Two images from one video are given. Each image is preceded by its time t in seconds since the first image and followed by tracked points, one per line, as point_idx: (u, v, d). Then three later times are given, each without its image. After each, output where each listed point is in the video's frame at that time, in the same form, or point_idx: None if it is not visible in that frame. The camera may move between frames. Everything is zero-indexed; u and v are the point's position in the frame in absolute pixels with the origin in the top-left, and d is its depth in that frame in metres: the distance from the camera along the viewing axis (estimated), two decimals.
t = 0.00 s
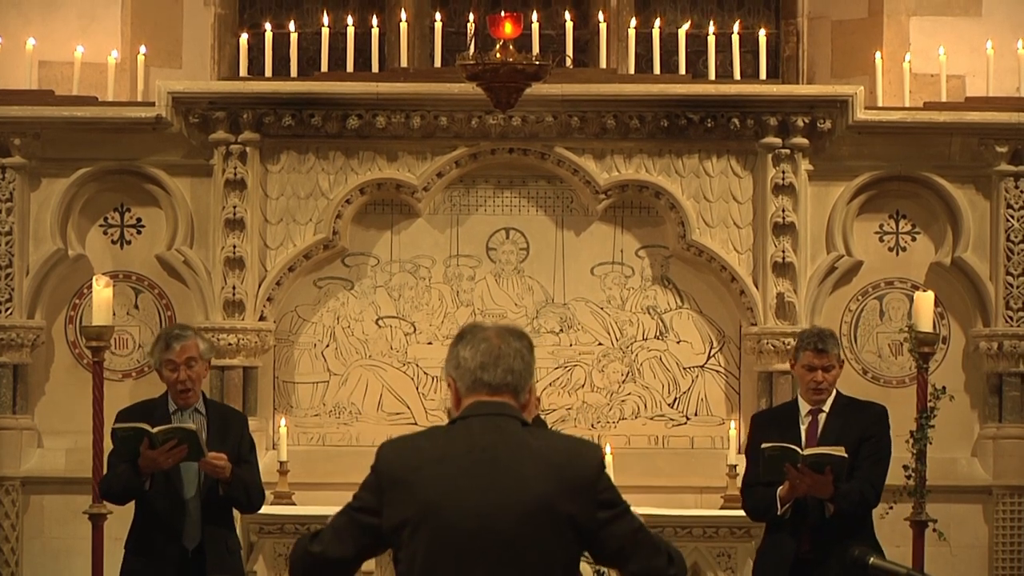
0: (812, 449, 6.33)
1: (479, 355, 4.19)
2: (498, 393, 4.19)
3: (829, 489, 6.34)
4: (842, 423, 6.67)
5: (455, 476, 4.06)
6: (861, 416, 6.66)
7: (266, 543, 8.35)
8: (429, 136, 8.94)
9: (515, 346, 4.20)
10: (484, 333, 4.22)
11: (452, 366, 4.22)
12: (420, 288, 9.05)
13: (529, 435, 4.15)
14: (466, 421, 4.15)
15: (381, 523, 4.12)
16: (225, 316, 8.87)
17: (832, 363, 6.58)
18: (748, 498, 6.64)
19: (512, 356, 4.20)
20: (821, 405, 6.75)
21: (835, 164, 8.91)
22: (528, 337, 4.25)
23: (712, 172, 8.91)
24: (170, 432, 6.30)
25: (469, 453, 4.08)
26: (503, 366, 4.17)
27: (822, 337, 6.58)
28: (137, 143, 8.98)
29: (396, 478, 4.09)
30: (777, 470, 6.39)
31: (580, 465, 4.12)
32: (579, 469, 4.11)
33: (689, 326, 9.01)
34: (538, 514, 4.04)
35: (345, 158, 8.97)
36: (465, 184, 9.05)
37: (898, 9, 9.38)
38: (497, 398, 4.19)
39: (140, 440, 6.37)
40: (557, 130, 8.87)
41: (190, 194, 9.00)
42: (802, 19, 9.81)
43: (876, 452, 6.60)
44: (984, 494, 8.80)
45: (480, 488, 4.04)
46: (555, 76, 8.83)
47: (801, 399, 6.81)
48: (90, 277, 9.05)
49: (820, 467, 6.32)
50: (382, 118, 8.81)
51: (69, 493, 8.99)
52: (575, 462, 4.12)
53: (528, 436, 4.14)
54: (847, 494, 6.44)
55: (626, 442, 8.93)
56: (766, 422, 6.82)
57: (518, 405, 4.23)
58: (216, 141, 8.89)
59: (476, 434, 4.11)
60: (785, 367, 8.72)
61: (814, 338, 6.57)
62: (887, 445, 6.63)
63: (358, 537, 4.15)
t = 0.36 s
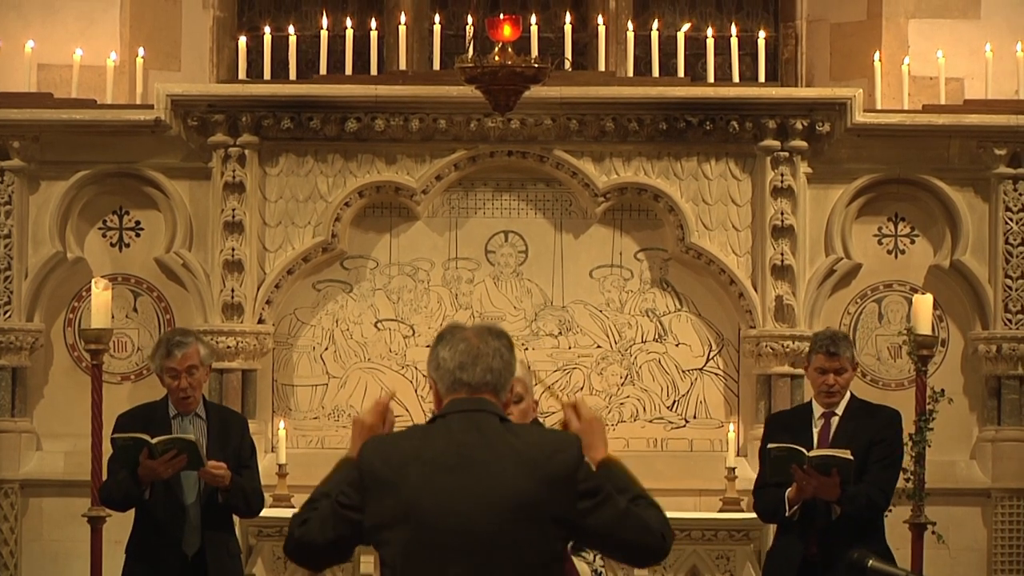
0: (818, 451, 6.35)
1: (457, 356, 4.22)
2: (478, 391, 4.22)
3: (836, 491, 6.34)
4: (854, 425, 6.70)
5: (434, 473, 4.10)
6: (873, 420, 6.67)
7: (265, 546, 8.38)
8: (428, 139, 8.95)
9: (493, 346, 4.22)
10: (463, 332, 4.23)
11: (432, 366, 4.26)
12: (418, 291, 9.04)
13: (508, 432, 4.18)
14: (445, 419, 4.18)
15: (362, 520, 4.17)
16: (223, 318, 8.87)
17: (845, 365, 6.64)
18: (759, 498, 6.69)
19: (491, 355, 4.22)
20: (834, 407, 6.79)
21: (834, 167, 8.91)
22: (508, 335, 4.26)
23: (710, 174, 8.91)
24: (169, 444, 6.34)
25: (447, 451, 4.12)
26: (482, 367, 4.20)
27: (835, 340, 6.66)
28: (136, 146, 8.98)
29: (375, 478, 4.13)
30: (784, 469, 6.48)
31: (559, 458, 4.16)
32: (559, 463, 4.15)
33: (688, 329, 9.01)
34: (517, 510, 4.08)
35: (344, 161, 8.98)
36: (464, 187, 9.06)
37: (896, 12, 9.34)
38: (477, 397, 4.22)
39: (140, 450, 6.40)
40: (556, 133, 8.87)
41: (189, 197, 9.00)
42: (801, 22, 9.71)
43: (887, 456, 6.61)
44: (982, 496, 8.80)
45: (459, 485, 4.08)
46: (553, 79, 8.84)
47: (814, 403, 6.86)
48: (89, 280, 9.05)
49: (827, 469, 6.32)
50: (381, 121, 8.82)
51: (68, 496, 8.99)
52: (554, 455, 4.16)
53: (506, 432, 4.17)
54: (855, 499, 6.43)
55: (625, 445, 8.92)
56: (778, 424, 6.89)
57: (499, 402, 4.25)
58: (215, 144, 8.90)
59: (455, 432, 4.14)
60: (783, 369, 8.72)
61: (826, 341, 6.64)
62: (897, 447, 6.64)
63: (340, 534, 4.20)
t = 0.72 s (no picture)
0: (823, 450, 6.47)
1: (446, 362, 4.42)
2: (466, 396, 4.40)
3: (841, 490, 6.49)
4: (864, 426, 6.83)
5: (423, 476, 4.27)
6: (882, 420, 6.81)
7: (266, 544, 8.44)
8: (428, 140, 9.02)
9: (480, 351, 4.42)
10: (450, 340, 4.45)
11: (420, 375, 4.45)
12: (418, 292, 9.11)
13: (497, 437, 4.35)
14: (434, 425, 4.35)
15: (354, 529, 4.32)
16: (225, 319, 8.93)
17: (854, 368, 6.76)
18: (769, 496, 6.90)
19: (478, 361, 4.42)
20: (844, 408, 6.93)
21: (830, 168, 8.98)
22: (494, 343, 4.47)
23: (708, 176, 8.98)
24: (172, 445, 6.44)
25: (437, 456, 4.28)
26: (469, 370, 4.39)
27: (844, 342, 6.78)
28: (138, 147, 9.06)
29: (368, 482, 4.30)
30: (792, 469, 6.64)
31: (546, 463, 4.32)
32: (546, 467, 4.31)
33: (685, 329, 9.08)
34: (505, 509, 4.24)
35: (345, 162, 9.05)
36: (463, 189, 9.13)
37: (892, 14, 9.30)
38: (465, 401, 4.40)
39: (140, 452, 6.51)
40: (555, 135, 8.95)
41: (191, 199, 9.09)
42: (797, 25, 9.75)
43: (897, 457, 6.74)
44: (978, 495, 8.87)
45: (447, 487, 4.24)
46: (552, 81, 8.92)
47: (826, 403, 7.00)
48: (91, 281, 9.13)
49: (832, 468, 6.45)
50: (381, 123, 8.90)
51: (70, 494, 9.06)
52: (541, 460, 4.32)
53: (494, 436, 4.34)
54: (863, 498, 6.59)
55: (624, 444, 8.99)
56: (793, 420, 7.03)
57: (487, 408, 4.43)
58: (216, 146, 8.97)
59: (444, 435, 4.31)
60: (780, 369, 8.79)
61: (836, 343, 6.75)
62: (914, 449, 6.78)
63: (334, 543, 4.34)
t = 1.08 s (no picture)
0: (805, 437, 7.24)
1: (438, 351, 4.75)
2: (458, 383, 4.75)
3: (820, 473, 7.27)
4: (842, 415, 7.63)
5: (418, 461, 4.62)
6: (859, 411, 7.61)
7: (287, 522, 9.25)
8: (435, 152, 9.83)
9: (469, 340, 4.76)
10: (441, 330, 4.77)
11: (416, 364, 4.79)
12: (426, 290, 9.94)
13: (486, 420, 4.70)
14: (429, 412, 4.71)
15: (357, 510, 4.70)
16: (249, 315, 9.76)
17: (835, 361, 7.52)
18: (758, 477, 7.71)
19: (468, 349, 4.76)
20: (825, 398, 7.73)
21: (803, 178, 9.79)
22: (481, 331, 4.81)
23: (691, 185, 9.81)
24: (197, 433, 7.17)
25: (432, 440, 4.64)
26: (459, 358, 4.73)
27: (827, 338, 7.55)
28: (169, 159, 9.88)
29: (368, 467, 4.67)
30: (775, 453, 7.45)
31: (533, 442, 4.68)
32: (533, 446, 4.67)
33: (671, 325, 9.90)
34: (495, 488, 4.60)
35: (359, 172, 9.87)
36: (467, 196, 9.96)
37: (860, 36, 10.04)
38: (457, 388, 4.74)
39: (171, 439, 7.29)
40: (551, 148, 9.76)
41: (218, 206, 9.91)
42: (774, 46, 10.41)
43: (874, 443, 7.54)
44: (939, 478, 9.68)
45: (442, 470, 4.60)
46: (548, 98, 9.73)
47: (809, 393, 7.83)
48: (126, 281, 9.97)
49: (812, 453, 7.22)
50: (392, 136, 9.71)
51: (107, 476, 9.90)
52: (529, 440, 4.68)
53: (483, 420, 4.69)
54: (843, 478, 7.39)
55: (614, 430, 9.82)
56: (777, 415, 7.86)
57: (478, 392, 4.78)
58: (241, 157, 9.79)
59: (438, 421, 4.67)
60: (757, 362, 9.60)
61: (818, 339, 7.54)
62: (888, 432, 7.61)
63: (339, 524, 4.74)
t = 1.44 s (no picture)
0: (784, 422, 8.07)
1: (438, 347, 5.32)
2: (458, 376, 5.32)
3: (799, 455, 8.09)
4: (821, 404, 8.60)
5: (425, 453, 5.19)
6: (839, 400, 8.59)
7: (307, 502, 10.13)
8: (443, 163, 10.71)
9: (466, 336, 5.33)
10: (441, 328, 5.34)
11: (419, 360, 5.36)
12: (434, 290, 10.83)
13: (484, 412, 5.27)
14: (432, 406, 5.28)
15: (369, 499, 5.26)
16: (272, 312, 10.66)
17: (815, 354, 8.45)
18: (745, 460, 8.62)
19: (465, 345, 5.33)
20: (807, 390, 8.70)
21: (781, 187, 10.68)
22: (476, 327, 5.37)
23: (678, 193, 10.70)
24: (227, 416, 7.94)
25: (436, 433, 5.21)
26: (458, 354, 5.30)
27: (807, 335, 8.47)
28: (199, 169, 10.78)
29: (379, 460, 5.23)
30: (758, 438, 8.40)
31: (529, 434, 5.24)
32: (528, 438, 5.24)
33: (659, 321, 10.79)
34: (495, 476, 5.17)
35: (373, 181, 10.77)
36: (472, 204, 10.85)
37: (832, 57, 10.84)
38: (457, 381, 5.32)
39: (202, 422, 8.05)
40: (549, 159, 10.64)
41: (244, 213, 10.82)
42: (753, 66, 11.37)
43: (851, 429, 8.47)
44: (905, 461, 10.56)
45: (447, 461, 5.17)
46: (546, 113, 10.60)
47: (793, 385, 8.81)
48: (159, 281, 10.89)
49: (790, 438, 8.04)
50: (403, 148, 10.58)
51: (141, 460, 10.79)
52: (524, 432, 5.25)
53: (482, 412, 5.26)
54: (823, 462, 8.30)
55: (607, 418, 10.70)
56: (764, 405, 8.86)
57: (476, 384, 5.36)
58: (265, 167, 10.67)
59: (441, 416, 5.23)
60: (737, 355, 10.48)
61: (802, 333, 8.46)
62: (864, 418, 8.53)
63: (352, 514, 5.28)
